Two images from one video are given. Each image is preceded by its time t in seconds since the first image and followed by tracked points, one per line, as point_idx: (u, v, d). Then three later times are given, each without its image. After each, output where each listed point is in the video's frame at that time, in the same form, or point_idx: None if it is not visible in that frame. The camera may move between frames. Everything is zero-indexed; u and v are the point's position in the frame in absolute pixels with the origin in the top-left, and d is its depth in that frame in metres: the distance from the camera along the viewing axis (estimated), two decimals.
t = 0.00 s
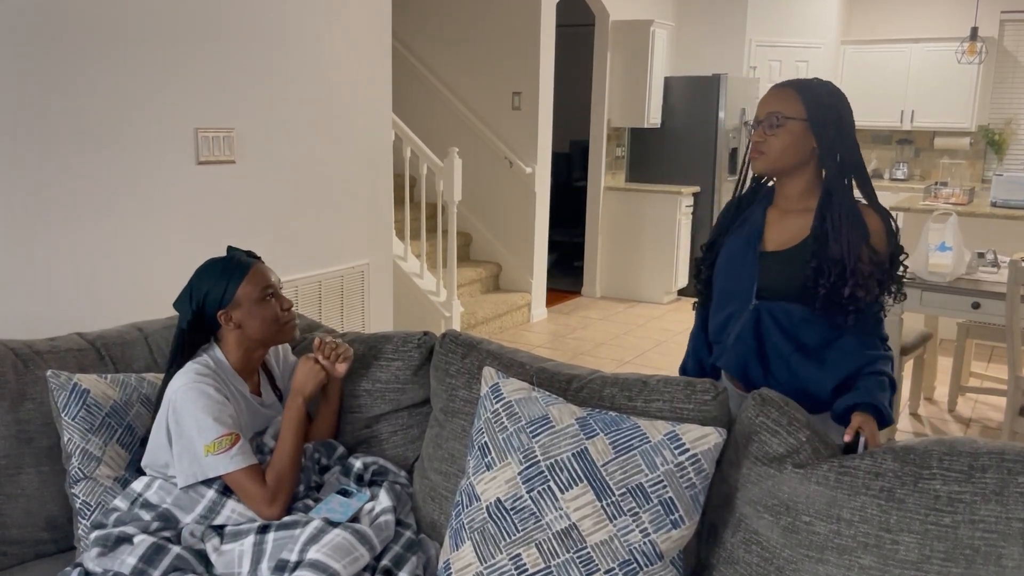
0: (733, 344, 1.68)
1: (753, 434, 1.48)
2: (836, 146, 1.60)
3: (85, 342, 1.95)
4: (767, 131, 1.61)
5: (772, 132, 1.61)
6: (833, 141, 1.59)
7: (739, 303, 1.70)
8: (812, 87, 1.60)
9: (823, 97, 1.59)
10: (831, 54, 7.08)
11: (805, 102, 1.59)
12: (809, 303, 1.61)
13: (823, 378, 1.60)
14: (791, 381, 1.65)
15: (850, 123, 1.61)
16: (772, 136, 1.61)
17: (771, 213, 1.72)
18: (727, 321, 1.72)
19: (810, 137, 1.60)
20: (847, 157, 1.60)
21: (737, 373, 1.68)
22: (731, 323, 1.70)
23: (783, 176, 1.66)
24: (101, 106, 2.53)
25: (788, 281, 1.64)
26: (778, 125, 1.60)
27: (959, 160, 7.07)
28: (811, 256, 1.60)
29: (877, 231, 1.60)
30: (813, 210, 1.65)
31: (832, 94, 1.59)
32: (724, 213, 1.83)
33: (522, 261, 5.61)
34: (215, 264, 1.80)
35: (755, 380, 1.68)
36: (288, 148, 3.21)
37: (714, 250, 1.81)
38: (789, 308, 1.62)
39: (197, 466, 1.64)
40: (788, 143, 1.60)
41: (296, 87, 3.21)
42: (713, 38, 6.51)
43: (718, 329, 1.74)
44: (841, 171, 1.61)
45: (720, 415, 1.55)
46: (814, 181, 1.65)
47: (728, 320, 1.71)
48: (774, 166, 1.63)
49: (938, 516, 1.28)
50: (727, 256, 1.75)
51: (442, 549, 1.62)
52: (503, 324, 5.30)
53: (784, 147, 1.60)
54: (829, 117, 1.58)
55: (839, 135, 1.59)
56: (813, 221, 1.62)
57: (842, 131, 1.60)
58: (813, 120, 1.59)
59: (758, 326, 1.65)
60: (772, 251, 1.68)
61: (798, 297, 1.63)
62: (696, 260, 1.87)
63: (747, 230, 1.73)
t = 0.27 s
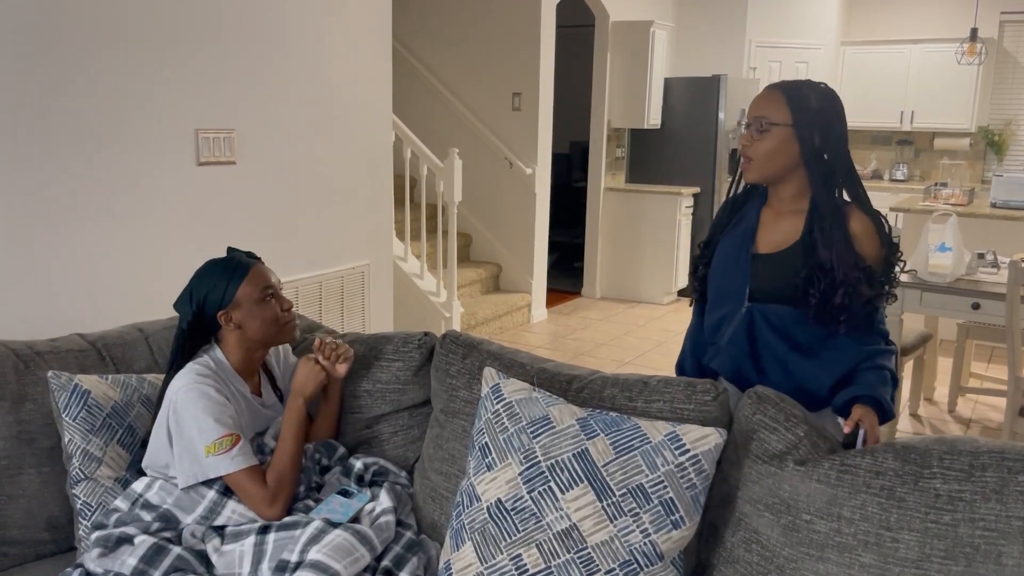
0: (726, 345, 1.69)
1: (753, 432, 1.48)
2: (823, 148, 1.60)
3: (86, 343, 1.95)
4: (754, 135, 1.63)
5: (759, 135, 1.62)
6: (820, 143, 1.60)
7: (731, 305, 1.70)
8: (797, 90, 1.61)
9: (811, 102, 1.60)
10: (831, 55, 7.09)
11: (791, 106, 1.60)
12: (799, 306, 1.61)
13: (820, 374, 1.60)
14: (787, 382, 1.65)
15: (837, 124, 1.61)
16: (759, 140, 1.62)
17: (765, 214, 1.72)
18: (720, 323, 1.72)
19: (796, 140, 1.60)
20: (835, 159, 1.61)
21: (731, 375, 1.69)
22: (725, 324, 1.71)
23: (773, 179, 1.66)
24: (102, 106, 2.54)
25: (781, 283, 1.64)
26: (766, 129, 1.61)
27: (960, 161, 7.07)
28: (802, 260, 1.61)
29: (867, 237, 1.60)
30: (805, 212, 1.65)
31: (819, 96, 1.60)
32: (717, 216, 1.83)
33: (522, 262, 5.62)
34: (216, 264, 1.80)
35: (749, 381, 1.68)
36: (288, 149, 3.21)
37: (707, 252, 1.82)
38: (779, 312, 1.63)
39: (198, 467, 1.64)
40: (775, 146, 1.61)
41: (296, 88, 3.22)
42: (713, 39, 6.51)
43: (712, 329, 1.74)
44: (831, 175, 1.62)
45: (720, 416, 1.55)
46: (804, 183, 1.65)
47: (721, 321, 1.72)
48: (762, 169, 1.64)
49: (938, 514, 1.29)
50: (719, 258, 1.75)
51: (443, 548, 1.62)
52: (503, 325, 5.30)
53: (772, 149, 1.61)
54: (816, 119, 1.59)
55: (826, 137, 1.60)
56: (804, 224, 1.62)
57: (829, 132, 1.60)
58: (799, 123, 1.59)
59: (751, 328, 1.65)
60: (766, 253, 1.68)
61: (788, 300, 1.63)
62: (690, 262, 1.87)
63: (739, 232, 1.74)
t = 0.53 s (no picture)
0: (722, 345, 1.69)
1: (752, 432, 1.48)
2: (815, 148, 1.59)
3: (86, 344, 1.95)
4: (747, 137, 1.63)
5: (752, 137, 1.62)
6: (812, 144, 1.59)
7: (727, 306, 1.70)
8: (789, 90, 1.60)
9: (803, 102, 1.59)
10: (831, 56, 7.09)
11: (782, 107, 1.59)
12: (794, 306, 1.61)
13: (818, 373, 1.60)
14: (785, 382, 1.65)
15: (830, 123, 1.60)
16: (752, 142, 1.62)
17: (760, 214, 1.72)
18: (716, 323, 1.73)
19: (788, 140, 1.60)
20: (829, 158, 1.60)
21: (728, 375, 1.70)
22: (721, 325, 1.71)
23: (767, 179, 1.66)
24: (101, 106, 2.54)
25: (777, 283, 1.64)
26: (758, 130, 1.61)
27: (960, 161, 7.07)
28: (797, 260, 1.61)
29: (861, 237, 1.59)
30: (799, 212, 1.65)
31: (810, 96, 1.59)
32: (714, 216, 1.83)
33: (522, 262, 5.62)
34: (217, 265, 1.81)
35: (745, 381, 1.69)
36: (289, 149, 3.22)
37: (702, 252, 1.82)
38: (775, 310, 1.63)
39: (198, 467, 1.64)
40: (767, 147, 1.60)
41: (297, 88, 3.22)
42: (713, 40, 6.52)
43: (708, 329, 1.75)
44: (825, 175, 1.61)
45: (720, 417, 1.55)
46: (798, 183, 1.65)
47: (717, 322, 1.72)
48: (756, 170, 1.63)
49: (938, 514, 1.29)
50: (715, 258, 1.76)
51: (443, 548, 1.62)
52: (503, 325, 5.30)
53: (764, 151, 1.61)
54: (808, 120, 1.59)
55: (818, 137, 1.59)
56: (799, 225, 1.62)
57: (821, 132, 1.60)
58: (791, 124, 1.59)
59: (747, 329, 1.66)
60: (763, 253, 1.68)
61: (784, 299, 1.63)
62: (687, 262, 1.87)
63: (735, 232, 1.74)
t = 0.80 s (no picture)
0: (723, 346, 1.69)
1: (754, 433, 1.48)
2: (816, 149, 1.60)
3: (88, 344, 1.95)
4: (749, 138, 1.62)
5: (753, 139, 1.61)
6: (813, 145, 1.59)
7: (728, 307, 1.70)
8: (789, 91, 1.60)
9: (804, 103, 1.59)
10: (831, 57, 7.09)
11: (783, 109, 1.59)
12: (796, 306, 1.61)
13: (819, 375, 1.60)
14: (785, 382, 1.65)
15: (830, 124, 1.61)
16: (753, 143, 1.61)
17: (762, 216, 1.72)
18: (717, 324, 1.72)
19: (790, 142, 1.60)
20: (830, 159, 1.60)
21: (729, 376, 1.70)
22: (722, 325, 1.71)
23: (769, 180, 1.66)
24: (102, 107, 2.54)
25: (779, 284, 1.64)
26: (759, 132, 1.61)
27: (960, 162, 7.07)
28: (800, 262, 1.60)
29: (864, 238, 1.59)
30: (802, 213, 1.65)
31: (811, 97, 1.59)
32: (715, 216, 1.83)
33: (522, 262, 5.62)
34: (218, 265, 1.81)
35: (746, 382, 1.69)
36: (290, 149, 3.22)
37: (703, 253, 1.81)
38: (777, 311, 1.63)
39: (199, 468, 1.64)
40: (769, 148, 1.60)
41: (298, 89, 3.22)
42: (714, 40, 6.52)
43: (709, 330, 1.75)
44: (826, 176, 1.61)
45: (722, 417, 1.55)
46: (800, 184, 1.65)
47: (719, 323, 1.72)
48: (758, 172, 1.63)
49: (939, 515, 1.29)
50: (716, 259, 1.75)
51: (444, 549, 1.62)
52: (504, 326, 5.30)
53: (766, 152, 1.60)
54: (809, 121, 1.59)
55: (820, 138, 1.59)
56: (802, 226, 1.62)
57: (822, 133, 1.60)
58: (793, 125, 1.59)
59: (749, 330, 1.66)
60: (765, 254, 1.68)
61: (785, 300, 1.63)
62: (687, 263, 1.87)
63: (736, 233, 1.73)
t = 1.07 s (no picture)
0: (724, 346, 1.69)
1: (756, 433, 1.48)
2: (818, 150, 1.59)
3: (89, 344, 1.95)
4: (750, 139, 1.62)
5: (756, 140, 1.61)
6: (815, 147, 1.59)
7: (729, 308, 1.70)
8: (790, 93, 1.60)
9: (805, 105, 1.59)
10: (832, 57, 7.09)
11: (785, 110, 1.59)
12: (797, 307, 1.61)
13: (821, 376, 1.60)
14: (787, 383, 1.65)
15: (832, 126, 1.61)
16: (756, 144, 1.61)
17: (763, 217, 1.71)
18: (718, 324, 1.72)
19: (792, 143, 1.59)
20: (831, 160, 1.60)
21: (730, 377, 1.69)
22: (723, 326, 1.70)
23: (770, 181, 1.66)
24: (104, 107, 2.54)
25: (780, 284, 1.64)
26: (760, 133, 1.61)
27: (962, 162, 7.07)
28: (801, 262, 1.60)
29: (865, 239, 1.59)
30: (803, 214, 1.64)
31: (813, 98, 1.59)
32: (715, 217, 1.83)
33: (523, 262, 5.62)
34: (219, 266, 1.81)
35: (747, 382, 1.68)
36: (291, 149, 3.22)
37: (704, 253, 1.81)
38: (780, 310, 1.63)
39: (201, 468, 1.64)
40: (771, 149, 1.60)
41: (299, 88, 3.22)
42: (715, 40, 6.52)
43: (710, 331, 1.74)
44: (828, 177, 1.61)
45: (724, 418, 1.55)
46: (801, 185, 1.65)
47: (720, 323, 1.71)
48: (760, 173, 1.63)
49: (943, 516, 1.28)
50: (716, 260, 1.75)
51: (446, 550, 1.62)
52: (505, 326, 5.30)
53: (768, 153, 1.60)
54: (810, 122, 1.59)
55: (822, 140, 1.59)
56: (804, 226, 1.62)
57: (824, 135, 1.59)
58: (795, 127, 1.59)
59: (750, 330, 1.65)
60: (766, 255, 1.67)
61: (786, 300, 1.63)
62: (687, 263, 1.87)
63: (736, 234, 1.73)
